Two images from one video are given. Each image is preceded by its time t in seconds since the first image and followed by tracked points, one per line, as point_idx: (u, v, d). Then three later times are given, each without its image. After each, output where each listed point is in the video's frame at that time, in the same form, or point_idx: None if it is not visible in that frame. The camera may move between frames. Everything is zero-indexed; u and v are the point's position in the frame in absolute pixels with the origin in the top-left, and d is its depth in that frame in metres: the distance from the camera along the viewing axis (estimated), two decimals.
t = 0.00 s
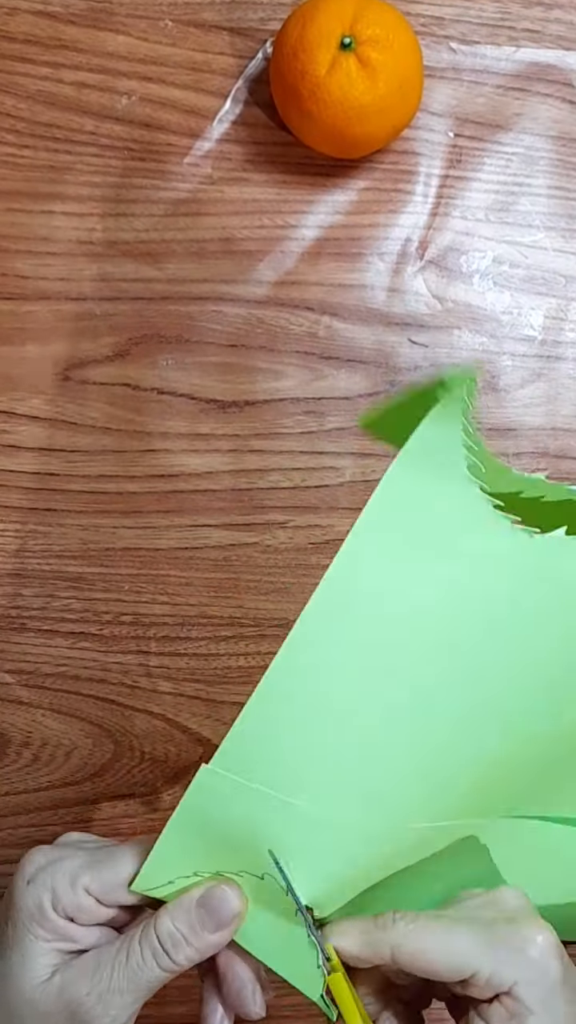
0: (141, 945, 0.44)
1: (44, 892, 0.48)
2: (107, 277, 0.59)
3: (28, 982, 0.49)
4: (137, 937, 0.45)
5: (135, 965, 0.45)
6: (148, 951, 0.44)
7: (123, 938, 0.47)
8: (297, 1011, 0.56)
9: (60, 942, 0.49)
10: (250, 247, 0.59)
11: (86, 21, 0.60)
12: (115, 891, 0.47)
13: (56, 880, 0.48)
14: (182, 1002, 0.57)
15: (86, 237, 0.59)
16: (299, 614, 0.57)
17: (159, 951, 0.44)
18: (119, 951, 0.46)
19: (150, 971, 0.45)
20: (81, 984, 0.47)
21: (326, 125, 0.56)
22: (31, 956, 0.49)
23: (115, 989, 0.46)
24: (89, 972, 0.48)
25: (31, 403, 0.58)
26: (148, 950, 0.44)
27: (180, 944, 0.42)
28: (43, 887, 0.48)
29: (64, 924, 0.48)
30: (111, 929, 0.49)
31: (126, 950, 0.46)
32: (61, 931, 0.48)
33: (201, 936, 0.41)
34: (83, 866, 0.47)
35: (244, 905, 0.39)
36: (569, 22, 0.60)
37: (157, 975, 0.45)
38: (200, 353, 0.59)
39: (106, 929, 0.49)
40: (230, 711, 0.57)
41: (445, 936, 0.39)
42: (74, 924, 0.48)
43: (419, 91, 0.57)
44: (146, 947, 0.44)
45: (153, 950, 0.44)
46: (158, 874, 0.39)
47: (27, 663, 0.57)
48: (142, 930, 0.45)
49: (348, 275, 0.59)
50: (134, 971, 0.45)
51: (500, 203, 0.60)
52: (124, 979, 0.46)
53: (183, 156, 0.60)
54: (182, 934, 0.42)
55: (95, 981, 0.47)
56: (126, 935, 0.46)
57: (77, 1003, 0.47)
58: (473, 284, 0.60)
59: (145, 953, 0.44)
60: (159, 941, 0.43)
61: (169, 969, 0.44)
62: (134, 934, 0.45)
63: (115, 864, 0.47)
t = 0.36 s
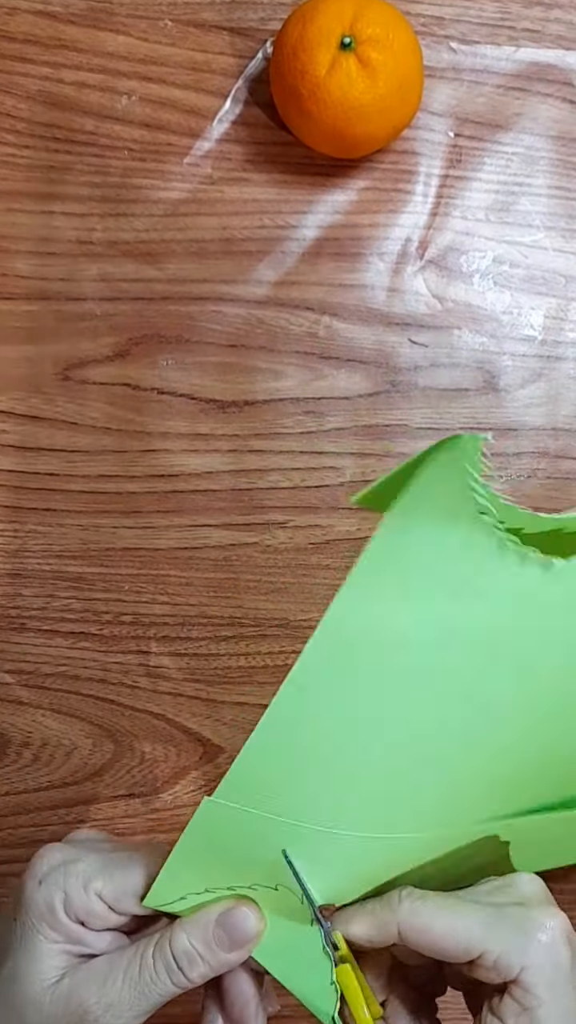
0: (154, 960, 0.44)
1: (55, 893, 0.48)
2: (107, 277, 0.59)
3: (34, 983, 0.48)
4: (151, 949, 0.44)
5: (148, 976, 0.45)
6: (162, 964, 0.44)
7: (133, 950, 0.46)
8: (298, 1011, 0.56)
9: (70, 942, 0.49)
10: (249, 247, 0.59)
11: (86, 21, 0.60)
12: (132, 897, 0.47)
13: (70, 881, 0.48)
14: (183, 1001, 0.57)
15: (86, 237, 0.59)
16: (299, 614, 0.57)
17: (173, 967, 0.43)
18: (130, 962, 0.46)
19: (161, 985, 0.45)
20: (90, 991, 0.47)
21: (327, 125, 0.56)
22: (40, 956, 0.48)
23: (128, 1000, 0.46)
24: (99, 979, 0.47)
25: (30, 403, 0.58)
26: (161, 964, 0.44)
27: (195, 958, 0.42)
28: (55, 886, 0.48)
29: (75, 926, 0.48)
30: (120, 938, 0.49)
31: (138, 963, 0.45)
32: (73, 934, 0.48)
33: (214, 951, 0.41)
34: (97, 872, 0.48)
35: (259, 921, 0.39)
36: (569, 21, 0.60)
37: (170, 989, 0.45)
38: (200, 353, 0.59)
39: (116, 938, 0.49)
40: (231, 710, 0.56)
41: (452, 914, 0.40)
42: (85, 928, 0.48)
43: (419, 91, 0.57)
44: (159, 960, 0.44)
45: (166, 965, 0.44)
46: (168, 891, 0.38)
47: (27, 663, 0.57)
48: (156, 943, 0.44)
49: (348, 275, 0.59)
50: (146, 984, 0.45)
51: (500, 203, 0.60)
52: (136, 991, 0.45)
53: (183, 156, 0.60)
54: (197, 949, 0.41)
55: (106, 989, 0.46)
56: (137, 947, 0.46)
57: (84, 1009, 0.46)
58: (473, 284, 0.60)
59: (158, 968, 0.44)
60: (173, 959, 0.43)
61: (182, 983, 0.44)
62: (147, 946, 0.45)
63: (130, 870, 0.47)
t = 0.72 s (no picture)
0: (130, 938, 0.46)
1: (25, 911, 0.42)
2: (108, 279, 0.59)
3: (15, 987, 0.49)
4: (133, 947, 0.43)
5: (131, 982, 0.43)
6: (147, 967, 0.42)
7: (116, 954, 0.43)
8: (298, 1009, 0.57)
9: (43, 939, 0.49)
10: (250, 249, 0.60)
11: (87, 24, 0.60)
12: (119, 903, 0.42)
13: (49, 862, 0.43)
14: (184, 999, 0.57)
15: (87, 239, 0.60)
16: (299, 614, 0.57)
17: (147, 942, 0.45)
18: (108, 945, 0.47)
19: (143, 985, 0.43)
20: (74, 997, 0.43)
21: (326, 127, 0.56)
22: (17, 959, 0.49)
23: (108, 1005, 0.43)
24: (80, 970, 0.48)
25: (32, 404, 0.59)
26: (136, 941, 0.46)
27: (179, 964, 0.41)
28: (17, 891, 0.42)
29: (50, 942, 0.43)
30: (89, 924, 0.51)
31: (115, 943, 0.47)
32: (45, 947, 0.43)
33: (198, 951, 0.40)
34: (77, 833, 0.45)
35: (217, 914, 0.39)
36: (568, 23, 0.60)
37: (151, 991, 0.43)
38: (201, 354, 0.59)
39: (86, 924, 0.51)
40: (231, 710, 0.57)
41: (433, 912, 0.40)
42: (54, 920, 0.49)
43: (418, 94, 0.57)
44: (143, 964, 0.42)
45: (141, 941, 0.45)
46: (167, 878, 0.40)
47: (28, 663, 0.57)
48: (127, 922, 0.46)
49: (347, 277, 0.60)
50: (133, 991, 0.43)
51: (499, 206, 0.60)
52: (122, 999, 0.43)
53: (184, 158, 0.60)
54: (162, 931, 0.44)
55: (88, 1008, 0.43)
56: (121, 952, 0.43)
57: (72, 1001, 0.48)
58: (472, 286, 0.60)
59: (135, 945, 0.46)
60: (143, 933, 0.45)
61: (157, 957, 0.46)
62: (131, 948, 0.43)
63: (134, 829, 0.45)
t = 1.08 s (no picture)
0: (119, 929, 0.45)
1: (4, 904, 0.50)
2: (108, 279, 0.59)
3: (9, 992, 0.49)
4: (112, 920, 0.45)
5: (116, 949, 0.46)
6: (125, 932, 0.45)
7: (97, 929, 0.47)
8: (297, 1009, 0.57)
9: (35, 948, 0.50)
10: (250, 249, 0.60)
11: (87, 23, 0.60)
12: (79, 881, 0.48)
13: (13, 884, 0.49)
14: (182, 999, 0.57)
15: (87, 239, 0.60)
16: (299, 614, 0.57)
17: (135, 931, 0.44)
18: (97, 940, 0.46)
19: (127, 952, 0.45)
20: (69, 982, 0.48)
21: (326, 126, 0.56)
22: (8, 965, 0.49)
23: (102, 974, 0.47)
24: (73, 970, 0.48)
25: (32, 404, 0.59)
26: (125, 933, 0.45)
27: (155, 920, 0.44)
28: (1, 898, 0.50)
29: (29, 927, 0.49)
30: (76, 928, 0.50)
31: (105, 939, 0.46)
32: (32, 936, 0.49)
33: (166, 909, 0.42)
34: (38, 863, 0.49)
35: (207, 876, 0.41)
36: (568, 23, 0.60)
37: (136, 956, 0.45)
38: (201, 354, 0.59)
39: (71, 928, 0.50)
40: (231, 710, 0.57)
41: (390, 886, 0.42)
42: (42, 928, 0.50)
43: (419, 94, 0.57)
44: (122, 929, 0.45)
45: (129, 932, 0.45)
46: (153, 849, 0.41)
47: (28, 663, 0.57)
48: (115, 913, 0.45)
49: (347, 277, 0.60)
50: (116, 958, 0.46)
51: (499, 205, 0.60)
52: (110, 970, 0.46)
53: (184, 158, 0.60)
54: (151, 913, 0.43)
55: (81, 975, 0.47)
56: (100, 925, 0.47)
57: (66, 1001, 0.48)
58: (472, 285, 0.60)
59: (123, 935, 0.45)
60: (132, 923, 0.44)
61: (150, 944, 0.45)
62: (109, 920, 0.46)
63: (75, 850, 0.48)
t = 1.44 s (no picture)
0: (100, 961, 0.50)
1: None
2: (108, 279, 0.59)
3: None
4: (96, 951, 0.50)
5: (95, 984, 0.50)
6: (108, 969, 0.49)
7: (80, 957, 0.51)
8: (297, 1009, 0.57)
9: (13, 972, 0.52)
10: (250, 249, 0.60)
11: (87, 23, 0.60)
12: (65, 916, 0.50)
13: None
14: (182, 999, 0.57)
15: (87, 239, 0.60)
16: (299, 614, 0.57)
17: (118, 968, 0.49)
18: (78, 974, 0.51)
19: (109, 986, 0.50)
20: (43, 1007, 0.51)
21: (326, 126, 0.56)
22: None
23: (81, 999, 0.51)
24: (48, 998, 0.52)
25: (32, 404, 0.59)
26: (107, 969, 0.49)
27: (142, 963, 0.48)
28: None
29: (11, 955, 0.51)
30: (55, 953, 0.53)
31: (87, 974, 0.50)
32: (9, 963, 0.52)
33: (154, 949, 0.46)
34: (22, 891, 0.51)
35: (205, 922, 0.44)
36: (568, 23, 0.60)
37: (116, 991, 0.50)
38: (201, 354, 0.59)
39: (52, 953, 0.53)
40: (231, 710, 0.57)
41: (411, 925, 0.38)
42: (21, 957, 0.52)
43: (418, 94, 0.57)
44: (106, 964, 0.49)
45: (112, 967, 0.49)
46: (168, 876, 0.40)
47: (28, 663, 0.57)
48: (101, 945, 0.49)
49: (346, 277, 0.60)
50: (96, 989, 0.50)
51: (499, 205, 0.60)
52: (86, 1000, 0.51)
53: (184, 158, 0.60)
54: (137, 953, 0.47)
55: (56, 1005, 0.51)
56: (82, 955, 0.51)
57: None
58: (472, 285, 0.60)
59: (103, 969, 0.50)
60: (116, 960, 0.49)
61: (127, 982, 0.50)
62: (93, 953, 0.50)
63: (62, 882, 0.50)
